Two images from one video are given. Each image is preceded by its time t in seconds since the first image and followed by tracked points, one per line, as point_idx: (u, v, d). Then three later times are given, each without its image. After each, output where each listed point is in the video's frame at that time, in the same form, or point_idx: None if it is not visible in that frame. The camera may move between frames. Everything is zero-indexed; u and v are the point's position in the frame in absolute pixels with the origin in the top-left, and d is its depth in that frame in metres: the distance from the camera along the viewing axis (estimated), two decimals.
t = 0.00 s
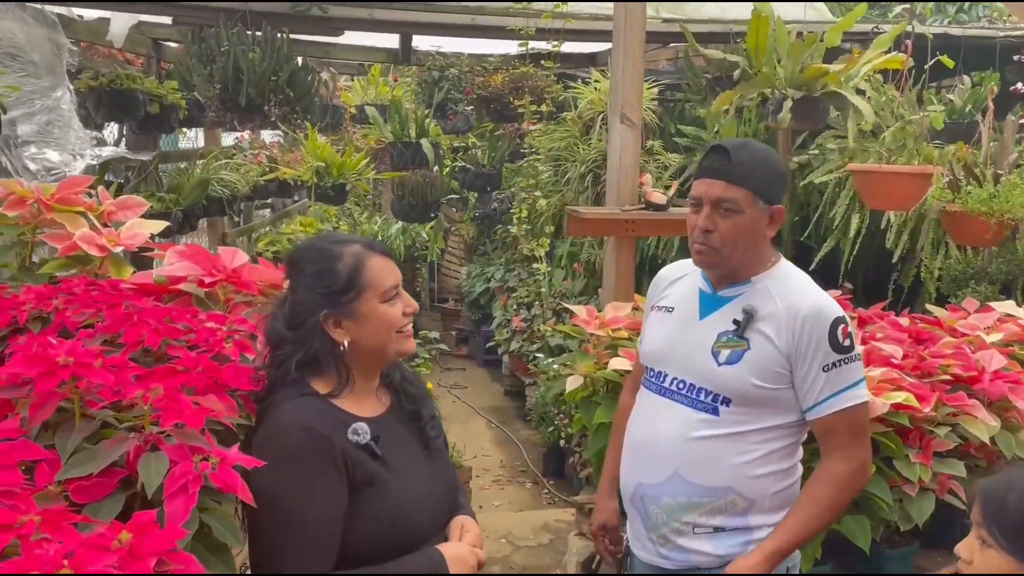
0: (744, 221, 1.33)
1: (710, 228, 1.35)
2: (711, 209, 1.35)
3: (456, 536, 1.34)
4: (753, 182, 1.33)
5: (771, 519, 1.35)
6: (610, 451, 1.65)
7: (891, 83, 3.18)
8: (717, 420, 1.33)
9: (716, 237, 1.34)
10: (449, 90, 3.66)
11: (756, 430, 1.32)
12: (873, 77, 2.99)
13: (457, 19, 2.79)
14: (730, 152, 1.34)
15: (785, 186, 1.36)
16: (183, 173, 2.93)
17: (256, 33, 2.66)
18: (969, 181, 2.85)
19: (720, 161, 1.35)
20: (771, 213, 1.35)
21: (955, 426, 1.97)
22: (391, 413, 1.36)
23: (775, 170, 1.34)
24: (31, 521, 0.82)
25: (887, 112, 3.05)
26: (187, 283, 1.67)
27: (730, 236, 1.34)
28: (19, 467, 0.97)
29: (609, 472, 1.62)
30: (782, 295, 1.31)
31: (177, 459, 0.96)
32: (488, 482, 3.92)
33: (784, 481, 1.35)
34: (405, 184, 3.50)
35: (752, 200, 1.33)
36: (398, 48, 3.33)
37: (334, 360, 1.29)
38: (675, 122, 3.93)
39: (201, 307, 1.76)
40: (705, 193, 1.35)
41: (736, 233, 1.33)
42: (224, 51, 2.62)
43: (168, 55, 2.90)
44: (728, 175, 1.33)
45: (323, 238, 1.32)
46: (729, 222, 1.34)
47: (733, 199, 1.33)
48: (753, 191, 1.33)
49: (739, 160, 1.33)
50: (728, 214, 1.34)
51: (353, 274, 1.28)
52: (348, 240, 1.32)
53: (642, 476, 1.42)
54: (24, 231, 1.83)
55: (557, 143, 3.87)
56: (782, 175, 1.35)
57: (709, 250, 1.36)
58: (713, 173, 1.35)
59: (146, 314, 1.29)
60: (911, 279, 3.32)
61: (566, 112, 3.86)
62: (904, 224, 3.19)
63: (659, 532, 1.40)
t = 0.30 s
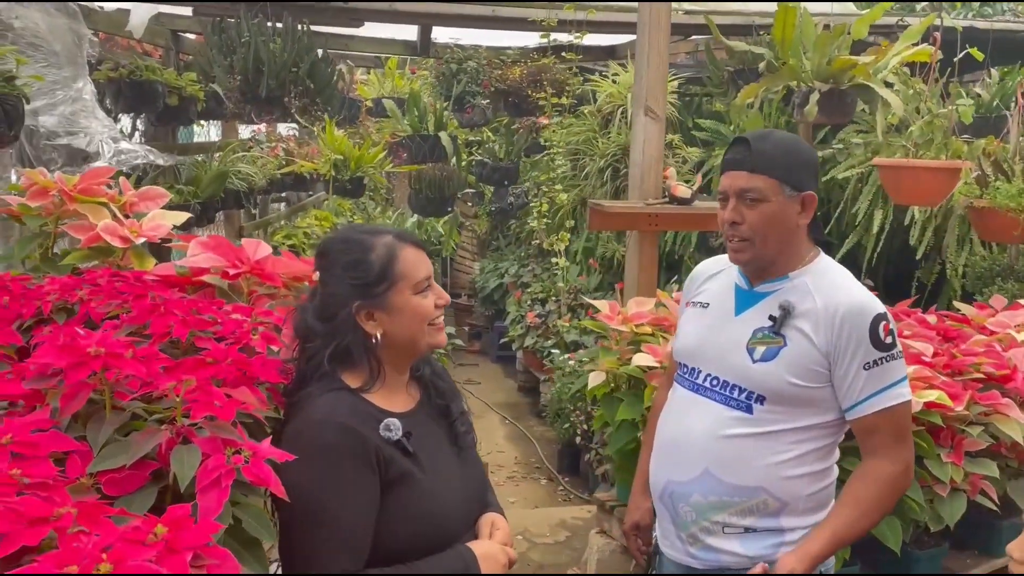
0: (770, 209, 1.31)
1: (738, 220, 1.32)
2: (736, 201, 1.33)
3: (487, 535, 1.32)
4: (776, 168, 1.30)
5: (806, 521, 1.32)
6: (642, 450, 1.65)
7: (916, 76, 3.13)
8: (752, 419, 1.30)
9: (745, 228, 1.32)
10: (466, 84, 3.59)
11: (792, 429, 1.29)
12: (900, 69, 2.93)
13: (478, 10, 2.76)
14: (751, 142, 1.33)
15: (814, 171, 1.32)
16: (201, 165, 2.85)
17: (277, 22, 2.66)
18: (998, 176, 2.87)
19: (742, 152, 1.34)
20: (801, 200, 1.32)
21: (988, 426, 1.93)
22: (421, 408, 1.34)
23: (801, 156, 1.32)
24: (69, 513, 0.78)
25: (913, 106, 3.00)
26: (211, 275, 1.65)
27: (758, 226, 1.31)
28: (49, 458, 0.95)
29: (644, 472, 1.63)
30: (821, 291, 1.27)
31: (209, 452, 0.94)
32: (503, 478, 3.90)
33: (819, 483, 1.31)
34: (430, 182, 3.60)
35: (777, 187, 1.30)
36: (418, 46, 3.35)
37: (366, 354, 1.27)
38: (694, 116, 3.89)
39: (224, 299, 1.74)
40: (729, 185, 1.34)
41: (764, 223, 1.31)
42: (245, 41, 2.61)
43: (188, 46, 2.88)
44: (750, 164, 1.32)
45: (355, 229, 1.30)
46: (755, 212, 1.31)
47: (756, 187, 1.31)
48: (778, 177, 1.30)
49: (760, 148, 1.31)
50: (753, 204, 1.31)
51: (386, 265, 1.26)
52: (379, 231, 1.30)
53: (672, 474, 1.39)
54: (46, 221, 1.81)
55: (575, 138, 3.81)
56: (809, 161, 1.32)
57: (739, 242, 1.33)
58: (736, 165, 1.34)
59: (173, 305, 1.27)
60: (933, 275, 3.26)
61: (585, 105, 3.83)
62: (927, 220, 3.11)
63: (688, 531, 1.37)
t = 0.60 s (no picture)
0: (787, 198, 1.29)
1: (757, 210, 1.31)
2: (756, 191, 1.32)
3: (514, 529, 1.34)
4: (794, 157, 1.28)
5: (839, 520, 1.29)
6: (667, 448, 1.63)
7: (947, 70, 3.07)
8: (785, 416, 1.28)
9: (765, 217, 1.31)
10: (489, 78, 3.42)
11: (826, 427, 1.27)
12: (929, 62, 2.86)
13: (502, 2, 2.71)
14: (770, 133, 1.32)
15: (839, 159, 1.29)
16: (223, 157, 2.84)
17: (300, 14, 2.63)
18: None
19: (762, 143, 1.33)
20: (823, 187, 1.29)
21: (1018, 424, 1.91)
22: (448, 401, 1.34)
23: (824, 144, 1.29)
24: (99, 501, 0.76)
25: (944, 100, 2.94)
26: (236, 266, 1.66)
27: (778, 216, 1.29)
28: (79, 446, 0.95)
29: (668, 470, 1.62)
30: (857, 286, 1.25)
31: (239, 441, 0.93)
32: (522, 474, 3.88)
33: (853, 482, 1.29)
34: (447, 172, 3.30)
35: (793, 176, 1.28)
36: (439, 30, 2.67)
37: (394, 345, 1.27)
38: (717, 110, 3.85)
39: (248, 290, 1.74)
40: (750, 175, 1.33)
41: (784, 213, 1.29)
42: (269, 35, 2.49)
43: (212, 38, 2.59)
44: (769, 153, 1.30)
45: (382, 220, 1.30)
46: (774, 202, 1.30)
47: (774, 176, 1.29)
48: (796, 167, 1.28)
49: (779, 138, 1.30)
50: (771, 193, 1.30)
51: (413, 256, 1.25)
52: (407, 221, 1.29)
53: (700, 471, 1.38)
54: (73, 212, 1.82)
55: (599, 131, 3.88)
56: (834, 148, 1.29)
57: (762, 231, 1.32)
58: (757, 156, 1.33)
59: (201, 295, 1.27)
60: (961, 273, 3.19)
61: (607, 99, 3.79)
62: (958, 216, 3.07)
63: (717, 530, 1.35)
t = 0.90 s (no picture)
0: (826, 197, 1.27)
1: (794, 210, 1.29)
2: (792, 191, 1.30)
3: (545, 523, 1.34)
4: (830, 154, 1.27)
5: (873, 521, 1.28)
6: (696, 445, 1.62)
7: (983, 64, 3.00)
8: (820, 415, 1.27)
9: (801, 217, 1.29)
10: (516, 73, 3.84)
11: (861, 426, 1.25)
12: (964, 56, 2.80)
13: None
14: (803, 132, 1.30)
15: (876, 155, 1.27)
16: (252, 152, 2.81)
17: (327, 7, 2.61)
18: None
19: (795, 142, 1.32)
20: (861, 184, 1.27)
21: None
22: (479, 395, 1.35)
23: (860, 141, 1.27)
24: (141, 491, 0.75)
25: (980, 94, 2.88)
26: (268, 259, 1.67)
27: (816, 215, 1.28)
28: (118, 436, 0.96)
29: (696, 467, 1.61)
30: (896, 284, 1.23)
31: (274, 433, 0.94)
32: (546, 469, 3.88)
33: (888, 482, 1.28)
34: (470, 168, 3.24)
35: (830, 174, 1.26)
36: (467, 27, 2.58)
37: (425, 339, 1.28)
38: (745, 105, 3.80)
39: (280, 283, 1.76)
40: (785, 176, 1.31)
41: (823, 212, 1.27)
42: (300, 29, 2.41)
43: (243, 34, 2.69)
44: (804, 152, 1.29)
45: (413, 214, 1.30)
46: (811, 201, 1.28)
47: (810, 176, 1.28)
48: (832, 165, 1.26)
49: (813, 136, 1.29)
50: (808, 192, 1.28)
51: (445, 250, 1.25)
52: (438, 215, 1.29)
53: (732, 470, 1.37)
54: (109, 205, 1.85)
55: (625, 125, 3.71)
56: (870, 144, 1.27)
57: (799, 231, 1.30)
58: (791, 156, 1.32)
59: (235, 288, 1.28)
60: (994, 271, 3.09)
61: (634, 94, 3.77)
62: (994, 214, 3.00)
63: (749, 529, 1.34)
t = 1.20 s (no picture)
0: (888, 192, 1.25)
1: (854, 206, 1.25)
2: (849, 186, 1.26)
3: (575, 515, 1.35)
4: (888, 149, 1.25)
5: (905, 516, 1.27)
6: (724, 438, 1.62)
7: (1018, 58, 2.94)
8: (854, 410, 1.26)
9: (859, 213, 1.25)
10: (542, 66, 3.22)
11: (894, 422, 1.24)
12: (997, 50, 2.74)
13: None
14: (859, 124, 1.26)
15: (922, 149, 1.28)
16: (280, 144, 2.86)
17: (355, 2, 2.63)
18: None
19: (849, 136, 1.27)
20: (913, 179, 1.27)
21: None
22: (510, 386, 1.36)
23: (910, 135, 1.26)
24: (189, 474, 0.74)
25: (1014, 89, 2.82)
26: (299, 251, 1.69)
27: (878, 210, 1.24)
28: (160, 422, 0.98)
29: (723, 461, 1.60)
30: (933, 280, 1.22)
31: (313, 421, 0.95)
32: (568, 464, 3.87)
33: (921, 478, 1.27)
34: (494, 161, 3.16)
35: (893, 168, 1.24)
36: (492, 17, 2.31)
37: (456, 330, 1.28)
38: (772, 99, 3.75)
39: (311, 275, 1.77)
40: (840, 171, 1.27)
41: (883, 206, 1.25)
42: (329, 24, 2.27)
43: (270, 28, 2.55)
44: (863, 146, 1.25)
45: (445, 206, 1.30)
46: (870, 197, 1.25)
47: (872, 171, 1.24)
48: (891, 159, 1.24)
49: (871, 129, 1.25)
50: (870, 187, 1.25)
51: (477, 242, 1.25)
52: (470, 208, 1.29)
53: (764, 464, 1.37)
54: (142, 196, 1.88)
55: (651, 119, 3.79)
56: (918, 138, 1.27)
57: (856, 227, 1.26)
58: (844, 150, 1.27)
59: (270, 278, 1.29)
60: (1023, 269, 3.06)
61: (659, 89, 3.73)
62: None
63: (780, 523, 1.34)
